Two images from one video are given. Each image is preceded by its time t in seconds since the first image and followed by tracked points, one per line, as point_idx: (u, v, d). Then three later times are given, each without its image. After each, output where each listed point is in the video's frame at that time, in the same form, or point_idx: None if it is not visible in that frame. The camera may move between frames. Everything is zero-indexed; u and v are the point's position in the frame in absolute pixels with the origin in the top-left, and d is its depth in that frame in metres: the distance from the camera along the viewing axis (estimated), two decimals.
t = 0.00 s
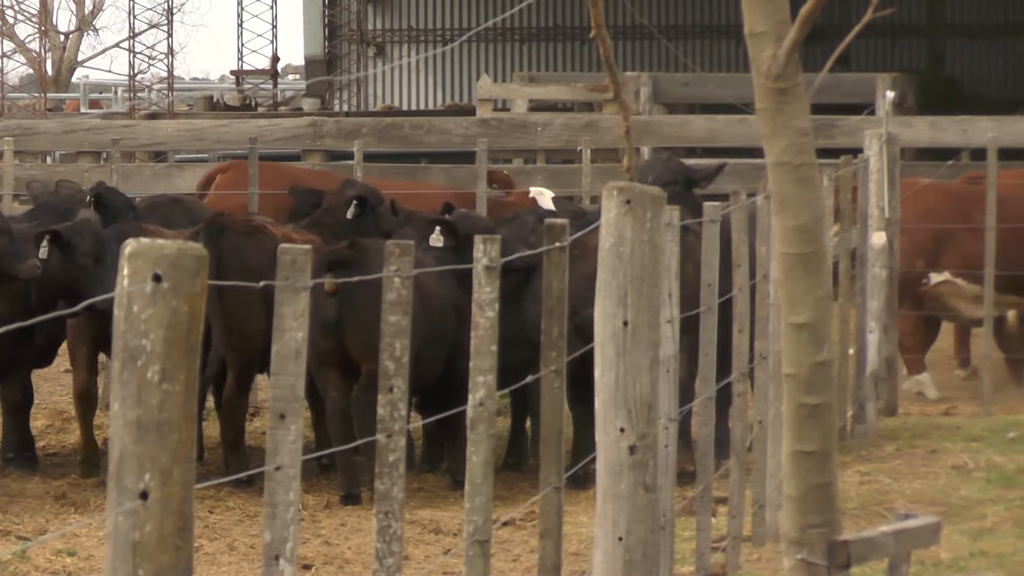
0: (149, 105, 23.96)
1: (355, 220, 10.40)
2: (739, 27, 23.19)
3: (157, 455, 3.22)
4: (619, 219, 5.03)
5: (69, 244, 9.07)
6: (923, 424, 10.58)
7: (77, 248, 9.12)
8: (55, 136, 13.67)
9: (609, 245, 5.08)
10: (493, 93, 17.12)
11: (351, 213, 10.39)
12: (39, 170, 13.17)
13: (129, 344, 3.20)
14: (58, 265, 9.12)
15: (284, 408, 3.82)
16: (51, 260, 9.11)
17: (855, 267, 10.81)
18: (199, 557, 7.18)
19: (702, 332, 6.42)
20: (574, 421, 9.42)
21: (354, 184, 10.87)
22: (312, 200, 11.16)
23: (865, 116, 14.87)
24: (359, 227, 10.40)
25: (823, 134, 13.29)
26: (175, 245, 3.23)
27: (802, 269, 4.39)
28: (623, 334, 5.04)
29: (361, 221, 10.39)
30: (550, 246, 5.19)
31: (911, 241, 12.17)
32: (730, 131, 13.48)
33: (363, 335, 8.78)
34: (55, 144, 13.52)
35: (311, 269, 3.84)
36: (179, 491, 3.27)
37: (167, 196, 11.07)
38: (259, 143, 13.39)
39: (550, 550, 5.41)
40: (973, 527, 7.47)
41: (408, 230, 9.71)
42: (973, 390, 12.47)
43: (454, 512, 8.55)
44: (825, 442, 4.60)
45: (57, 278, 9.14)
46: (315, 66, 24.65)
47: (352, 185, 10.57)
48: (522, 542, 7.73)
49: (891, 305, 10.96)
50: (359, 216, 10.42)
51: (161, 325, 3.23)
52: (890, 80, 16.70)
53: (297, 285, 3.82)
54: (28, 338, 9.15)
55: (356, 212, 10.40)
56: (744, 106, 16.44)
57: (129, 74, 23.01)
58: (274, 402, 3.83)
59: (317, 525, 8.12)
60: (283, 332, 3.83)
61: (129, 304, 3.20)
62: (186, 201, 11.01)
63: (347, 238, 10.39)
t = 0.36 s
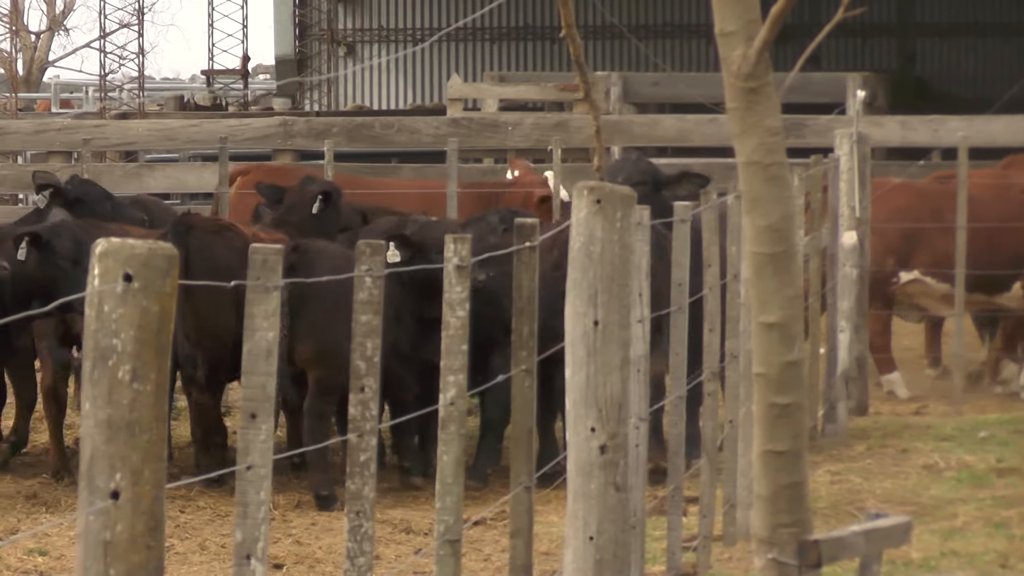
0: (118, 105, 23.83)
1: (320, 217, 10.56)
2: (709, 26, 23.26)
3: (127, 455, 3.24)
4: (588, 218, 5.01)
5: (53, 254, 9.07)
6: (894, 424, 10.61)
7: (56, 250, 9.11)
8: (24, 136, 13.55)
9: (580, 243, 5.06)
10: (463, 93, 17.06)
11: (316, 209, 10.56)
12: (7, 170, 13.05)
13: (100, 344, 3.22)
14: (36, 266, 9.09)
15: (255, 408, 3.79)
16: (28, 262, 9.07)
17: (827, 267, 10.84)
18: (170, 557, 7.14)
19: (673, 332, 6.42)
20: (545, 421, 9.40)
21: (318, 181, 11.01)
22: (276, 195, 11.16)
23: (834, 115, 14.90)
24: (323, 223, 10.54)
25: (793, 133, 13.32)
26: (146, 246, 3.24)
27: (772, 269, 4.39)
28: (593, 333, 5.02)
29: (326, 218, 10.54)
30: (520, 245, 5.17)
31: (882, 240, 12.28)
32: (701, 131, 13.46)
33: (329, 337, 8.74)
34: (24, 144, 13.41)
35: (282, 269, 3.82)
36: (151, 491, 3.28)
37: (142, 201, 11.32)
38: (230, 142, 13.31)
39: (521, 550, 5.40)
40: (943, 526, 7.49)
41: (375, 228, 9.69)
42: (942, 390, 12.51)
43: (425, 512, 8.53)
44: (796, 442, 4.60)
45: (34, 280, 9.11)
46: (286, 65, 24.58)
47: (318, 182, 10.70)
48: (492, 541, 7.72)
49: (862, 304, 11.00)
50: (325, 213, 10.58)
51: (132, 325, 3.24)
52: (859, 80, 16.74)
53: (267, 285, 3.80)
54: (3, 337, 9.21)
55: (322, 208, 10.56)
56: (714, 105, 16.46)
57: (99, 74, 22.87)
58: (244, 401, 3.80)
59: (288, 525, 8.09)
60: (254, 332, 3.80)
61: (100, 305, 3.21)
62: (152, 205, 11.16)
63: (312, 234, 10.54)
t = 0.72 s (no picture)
0: (103, 106, 23.79)
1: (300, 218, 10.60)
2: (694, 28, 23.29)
3: (112, 456, 3.23)
4: (574, 220, 5.01)
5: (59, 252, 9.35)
6: (879, 425, 10.63)
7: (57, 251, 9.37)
8: (9, 137, 13.51)
9: (565, 245, 5.05)
10: (448, 95, 17.03)
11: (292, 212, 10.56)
12: None
13: (85, 345, 3.20)
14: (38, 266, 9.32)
15: (241, 409, 3.77)
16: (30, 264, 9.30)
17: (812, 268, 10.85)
18: (155, 558, 7.11)
19: (658, 333, 6.42)
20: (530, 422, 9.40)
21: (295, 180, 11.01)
22: (257, 195, 11.13)
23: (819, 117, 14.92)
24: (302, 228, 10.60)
25: (778, 134, 13.33)
26: (131, 247, 3.23)
27: (757, 270, 4.40)
28: (579, 335, 5.00)
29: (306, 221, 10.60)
30: (505, 247, 5.16)
31: (866, 241, 12.29)
32: (687, 133, 13.46)
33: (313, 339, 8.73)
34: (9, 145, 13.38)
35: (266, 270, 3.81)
36: (137, 492, 3.27)
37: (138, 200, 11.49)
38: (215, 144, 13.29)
39: (507, 551, 5.39)
40: (929, 528, 7.50)
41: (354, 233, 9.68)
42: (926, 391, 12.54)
43: (410, 513, 8.52)
44: (782, 443, 4.60)
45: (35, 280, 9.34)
46: (271, 66, 24.54)
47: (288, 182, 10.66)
48: (476, 543, 7.70)
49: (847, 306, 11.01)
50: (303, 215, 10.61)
51: (117, 326, 3.23)
52: (843, 82, 16.75)
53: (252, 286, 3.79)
54: None
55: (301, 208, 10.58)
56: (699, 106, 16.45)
57: (84, 75, 22.82)
58: (229, 402, 3.79)
59: (273, 526, 8.07)
60: (238, 333, 3.79)
61: (85, 306, 3.20)
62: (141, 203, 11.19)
63: (290, 236, 10.59)
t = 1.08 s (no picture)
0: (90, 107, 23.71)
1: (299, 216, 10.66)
2: (681, 28, 23.30)
3: (98, 457, 3.22)
4: (560, 220, 4.99)
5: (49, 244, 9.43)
6: (866, 426, 10.64)
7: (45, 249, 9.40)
8: None
9: (552, 246, 5.04)
10: (435, 96, 16.98)
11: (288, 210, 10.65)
12: None
13: (72, 346, 3.19)
14: (25, 262, 9.33)
15: (226, 409, 3.77)
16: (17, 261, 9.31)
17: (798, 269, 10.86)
18: (141, 559, 7.09)
19: (645, 333, 6.42)
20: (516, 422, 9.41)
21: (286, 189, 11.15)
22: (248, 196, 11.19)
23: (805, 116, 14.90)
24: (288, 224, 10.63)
25: (765, 134, 13.36)
26: (118, 248, 3.22)
27: (744, 271, 4.40)
28: (565, 335, 5.00)
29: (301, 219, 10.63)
30: (491, 247, 5.15)
31: (852, 241, 12.29)
32: (673, 133, 13.45)
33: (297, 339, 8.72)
34: None
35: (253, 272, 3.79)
36: (123, 493, 3.26)
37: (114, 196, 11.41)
38: (201, 144, 13.25)
39: (493, 552, 5.38)
40: (916, 528, 7.52)
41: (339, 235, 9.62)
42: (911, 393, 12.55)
43: (397, 514, 8.50)
44: (768, 444, 4.61)
45: (21, 278, 9.33)
46: (258, 67, 24.52)
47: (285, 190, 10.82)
48: (463, 543, 7.69)
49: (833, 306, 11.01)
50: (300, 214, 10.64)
51: (104, 326, 3.22)
52: (831, 83, 16.78)
53: (238, 287, 3.77)
54: None
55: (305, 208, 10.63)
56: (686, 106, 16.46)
57: (71, 75, 22.73)
58: (215, 403, 3.78)
59: (259, 527, 8.05)
60: (225, 334, 3.78)
61: (71, 307, 3.18)
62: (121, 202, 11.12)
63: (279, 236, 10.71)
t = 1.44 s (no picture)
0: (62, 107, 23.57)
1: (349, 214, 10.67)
2: (654, 29, 23.31)
3: (71, 458, 3.19)
4: (533, 220, 4.97)
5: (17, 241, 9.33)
6: (838, 427, 10.67)
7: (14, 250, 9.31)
8: None
9: (524, 246, 5.02)
10: (408, 96, 16.91)
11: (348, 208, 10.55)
12: None
13: (44, 347, 3.16)
14: None
15: (198, 410, 3.75)
16: None
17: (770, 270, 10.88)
18: (114, 560, 7.05)
19: (617, 335, 6.42)
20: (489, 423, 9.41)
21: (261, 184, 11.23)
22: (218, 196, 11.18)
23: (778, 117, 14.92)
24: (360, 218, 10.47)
25: (737, 135, 13.38)
26: (91, 249, 3.19)
27: (716, 271, 4.40)
28: (537, 335, 4.98)
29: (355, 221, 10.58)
30: (464, 248, 5.12)
31: (824, 242, 12.30)
32: (646, 134, 13.46)
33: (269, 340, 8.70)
34: None
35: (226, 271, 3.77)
36: (95, 493, 3.24)
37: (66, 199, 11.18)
38: (174, 145, 13.18)
39: (464, 553, 5.37)
40: (888, 529, 7.54)
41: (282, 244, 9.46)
42: (883, 395, 12.59)
43: (369, 514, 8.48)
44: (740, 444, 4.61)
45: None
46: (230, 67, 24.42)
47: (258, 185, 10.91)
48: (435, 544, 7.68)
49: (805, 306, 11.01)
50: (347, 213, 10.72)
51: (76, 328, 3.19)
52: (803, 84, 16.83)
53: (212, 288, 3.74)
54: None
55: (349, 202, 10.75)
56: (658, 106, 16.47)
57: (43, 75, 22.59)
58: (188, 404, 3.76)
59: (232, 527, 8.02)
60: (197, 335, 3.76)
61: (43, 308, 3.16)
62: (83, 203, 10.92)
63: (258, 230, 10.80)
